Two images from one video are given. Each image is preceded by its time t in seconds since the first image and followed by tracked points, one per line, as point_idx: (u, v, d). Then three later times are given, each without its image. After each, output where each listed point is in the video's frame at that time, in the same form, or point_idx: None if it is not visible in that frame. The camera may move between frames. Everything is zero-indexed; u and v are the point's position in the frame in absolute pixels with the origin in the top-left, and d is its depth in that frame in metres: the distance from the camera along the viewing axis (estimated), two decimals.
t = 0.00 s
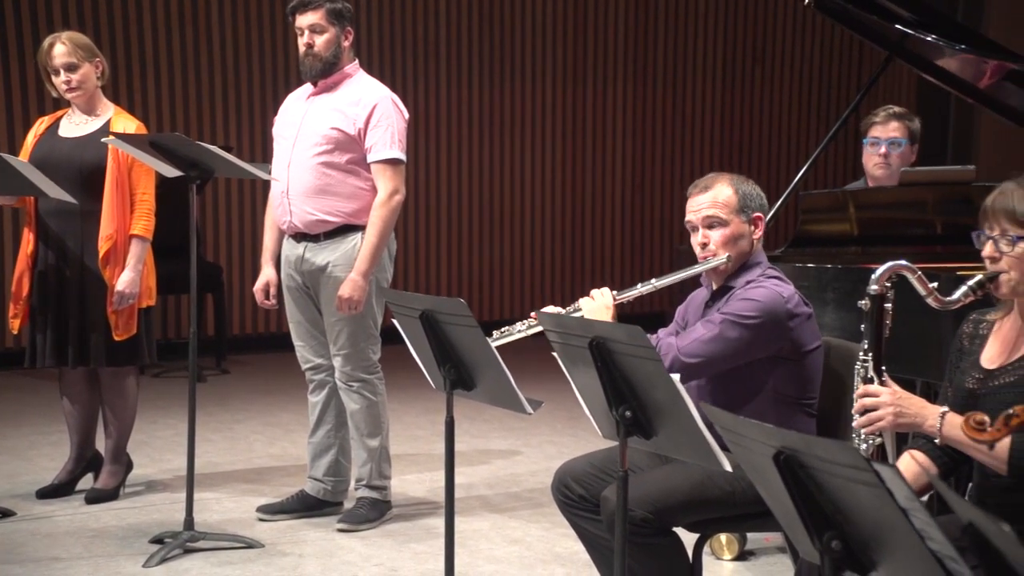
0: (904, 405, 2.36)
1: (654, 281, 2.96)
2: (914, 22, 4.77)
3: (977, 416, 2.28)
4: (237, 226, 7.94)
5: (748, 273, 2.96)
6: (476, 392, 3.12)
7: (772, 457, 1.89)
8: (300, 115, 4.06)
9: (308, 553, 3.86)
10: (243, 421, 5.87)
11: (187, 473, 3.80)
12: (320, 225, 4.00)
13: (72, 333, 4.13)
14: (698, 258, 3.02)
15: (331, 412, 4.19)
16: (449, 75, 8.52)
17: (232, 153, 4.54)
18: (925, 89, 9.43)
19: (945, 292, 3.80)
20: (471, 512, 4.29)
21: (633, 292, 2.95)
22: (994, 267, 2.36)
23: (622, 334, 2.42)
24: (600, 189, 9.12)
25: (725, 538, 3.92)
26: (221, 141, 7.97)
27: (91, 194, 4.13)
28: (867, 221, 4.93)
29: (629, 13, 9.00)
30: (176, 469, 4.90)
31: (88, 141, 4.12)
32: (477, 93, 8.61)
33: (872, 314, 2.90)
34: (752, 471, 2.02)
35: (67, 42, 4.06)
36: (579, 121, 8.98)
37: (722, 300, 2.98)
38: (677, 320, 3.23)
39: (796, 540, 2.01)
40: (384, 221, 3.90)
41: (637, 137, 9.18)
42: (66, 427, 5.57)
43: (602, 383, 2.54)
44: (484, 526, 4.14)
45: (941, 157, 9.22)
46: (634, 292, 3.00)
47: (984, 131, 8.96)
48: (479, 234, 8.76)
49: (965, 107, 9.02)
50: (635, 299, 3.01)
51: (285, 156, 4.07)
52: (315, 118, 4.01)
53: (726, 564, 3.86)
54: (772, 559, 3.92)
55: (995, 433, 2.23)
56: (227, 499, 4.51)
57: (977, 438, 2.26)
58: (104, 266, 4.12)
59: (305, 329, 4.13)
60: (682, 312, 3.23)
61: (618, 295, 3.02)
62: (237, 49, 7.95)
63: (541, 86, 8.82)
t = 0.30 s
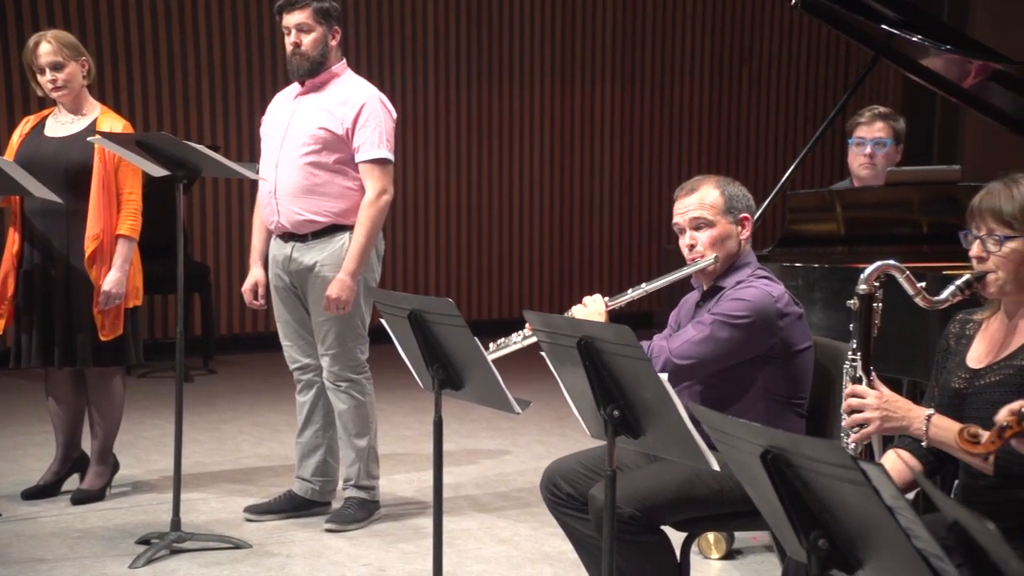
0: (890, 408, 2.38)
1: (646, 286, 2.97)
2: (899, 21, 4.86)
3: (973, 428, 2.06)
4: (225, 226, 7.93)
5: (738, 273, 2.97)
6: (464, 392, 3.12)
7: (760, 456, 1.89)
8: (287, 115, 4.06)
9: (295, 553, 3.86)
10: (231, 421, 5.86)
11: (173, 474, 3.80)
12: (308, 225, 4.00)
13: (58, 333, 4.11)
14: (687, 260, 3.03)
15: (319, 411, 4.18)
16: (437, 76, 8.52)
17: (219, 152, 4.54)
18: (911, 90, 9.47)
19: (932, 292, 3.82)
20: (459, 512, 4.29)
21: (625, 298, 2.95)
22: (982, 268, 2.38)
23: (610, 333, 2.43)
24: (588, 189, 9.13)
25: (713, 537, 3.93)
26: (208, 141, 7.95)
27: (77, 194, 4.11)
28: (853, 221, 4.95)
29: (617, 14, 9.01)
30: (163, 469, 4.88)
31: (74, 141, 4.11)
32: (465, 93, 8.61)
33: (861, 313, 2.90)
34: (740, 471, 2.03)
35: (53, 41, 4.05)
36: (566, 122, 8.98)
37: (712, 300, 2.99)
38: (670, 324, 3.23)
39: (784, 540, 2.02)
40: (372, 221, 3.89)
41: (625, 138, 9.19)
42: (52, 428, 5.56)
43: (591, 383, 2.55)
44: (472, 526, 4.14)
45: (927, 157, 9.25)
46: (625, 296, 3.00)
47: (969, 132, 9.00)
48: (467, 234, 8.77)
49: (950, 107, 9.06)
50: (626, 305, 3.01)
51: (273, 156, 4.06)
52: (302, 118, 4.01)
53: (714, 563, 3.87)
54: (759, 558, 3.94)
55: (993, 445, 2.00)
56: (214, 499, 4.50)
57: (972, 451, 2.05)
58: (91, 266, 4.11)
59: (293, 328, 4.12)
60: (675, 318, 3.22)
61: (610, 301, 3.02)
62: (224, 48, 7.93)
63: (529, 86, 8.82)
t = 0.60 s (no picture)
0: (874, 405, 2.38)
1: (631, 292, 2.99)
2: (883, 23, 4.89)
3: (963, 437, 2.04)
4: (209, 226, 7.91)
5: (725, 274, 2.99)
6: (449, 392, 3.12)
7: (745, 455, 1.90)
8: (272, 115, 4.05)
9: (280, 554, 3.86)
10: (215, 422, 5.85)
11: (158, 474, 3.79)
12: (293, 225, 3.99)
13: (41, 334, 4.10)
14: (670, 264, 3.05)
15: (305, 411, 4.18)
16: (423, 76, 8.52)
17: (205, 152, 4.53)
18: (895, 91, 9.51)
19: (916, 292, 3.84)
20: (445, 512, 4.29)
21: (611, 304, 2.97)
22: (964, 267, 2.38)
23: (595, 333, 2.44)
24: (573, 190, 9.13)
25: (698, 535, 3.94)
26: (194, 141, 7.93)
27: (61, 193, 4.10)
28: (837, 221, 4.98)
29: (603, 14, 9.03)
30: (147, 470, 4.87)
31: (59, 140, 4.10)
32: (449, 93, 8.61)
33: (844, 313, 2.90)
34: (725, 470, 2.04)
35: (36, 40, 4.03)
36: (552, 122, 8.99)
37: (701, 301, 3.01)
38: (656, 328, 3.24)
39: (768, 539, 2.03)
40: (358, 221, 3.89)
41: (611, 138, 9.20)
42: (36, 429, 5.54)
43: (577, 384, 2.55)
44: (458, 526, 4.14)
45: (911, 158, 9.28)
46: (611, 303, 3.02)
47: (953, 132, 9.05)
48: (452, 234, 8.76)
49: (934, 108, 9.10)
50: (612, 312, 3.03)
51: (258, 156, 4.06)
52: (287, 118, 4.00)
53: (699, 562, 3.89)
54: (744, 556, 3.95)
55: (984, 452, 1.98)
56: (199, 500, 4.49)
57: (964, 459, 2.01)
58: (75, 266, 4.10)
59: (279, 328, 4.12)
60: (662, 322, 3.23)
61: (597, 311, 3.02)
62: (210, 48, 7.91)
63: (514, 86, 8.82)
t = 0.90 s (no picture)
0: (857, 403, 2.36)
1: (618, 288, 2.99)
2: (866, 23, 4.89)
3: (953, 412, 1.98)
4: (192, 225, 7.88)
5: (714, 271, 2.99)
6: (435, 391, 3.11)
7: (728, 454, 1.91)
8: (256, 113, 4.04)
9: (265, 554, 3.85)
10: (199, 421, 5.83)
11: (140, 475, 3.77)
12: (276, 224, 3.98)
13: (22, 333, 4.08)
14: (659, 261, 3.05)
15: (289, 411, 4.17)
16: (406, 77, 8.51)
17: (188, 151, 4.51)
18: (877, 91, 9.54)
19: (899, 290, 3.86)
20: (430, 511, 4.29)
21: (599, 300, 2.97)
22: (945, 265, 2.39)
23: (582, 331, 2.44)
24: (557, 189, 9.13)
25: (683, 534, 3.95)
26: (177, 139, 7.89)
27: (43, 192, 4.08)
28: (821, 219, 4.98)
29: (586, 13, 9.03)
30: (130, 470, 4.85)
31: (41, 139, 4.08)
32: (432, 93, 8.60)
33: (827, 312, 2.94)
34: (709, 469, 2.04)
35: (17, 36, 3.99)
36: (537, 120, 8.99)
37: (690, 297, 3.01)
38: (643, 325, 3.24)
39: (751, 536, 2.04)
40: (342, 220, 3.88)
41: (595, 137, 9.20)
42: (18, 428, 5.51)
43: (563, 382, 2.55)
44: (443, 525, 4.14)
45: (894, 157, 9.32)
46: (599, 299, 3.02)
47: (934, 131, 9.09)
48: (436, 233, 8.75)
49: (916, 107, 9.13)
50: (599, 308, 3.03)
51: (241, 155, 4.04)
52: (270, 116, 3.99)
53: (683, 560, 3.90)
54: (729, 554, 3.96)
55: (977, 427, 1.95)
56: (182, 500, 4.47)
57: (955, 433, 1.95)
58: (56, 265, 4.09)
59: (263, 327, 4.10)
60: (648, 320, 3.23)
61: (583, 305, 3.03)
62: (193, 46, 7.88)
63: (498, 85, 8.82)
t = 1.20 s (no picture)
0: (843, 397, 2.39)
1: (608, 284, 3.00)
2: (848, 23, 4.91)
3: (942, 414, 1.92)
4: (176, 224, 7.85)
5: (704, 269, 2.99)
6: (420, 391, 3.11)
7: (713, 452, 1.91)
8: (239, 112, 4.02)
9: (249, 554, 3.84)
10: (183, 422, 5.81)
11: (123, 475, 3.76)
12: (260, 224, 3.97)
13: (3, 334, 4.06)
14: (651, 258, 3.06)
15: (273, 411, 4.16)
16: (392, 75, 8.50)
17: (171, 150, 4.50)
18: (860, 90, 9.58)
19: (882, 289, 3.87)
20: (415, 511, 4.28)
21: (589, 294, 2.97)
22: (928, 265, 2.40)
23: (567, 331, 2.44)
24: (542, 188, 9.14)
25: (667, 533, 3.95)
26: (160, 138, 7.86)
27: (24, 191, 4.06)
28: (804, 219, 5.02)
29: (571, 12, 9.04)
30: (114, 471, 4.83)
31: (22, 137, 4.05)
32: (418, 91, 8.59)
33: (810, 310, 2.93)
34: (693, 468, 2.05)
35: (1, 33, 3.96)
36: (522, 119, 8.99)
37: (679, 294, 3.01)
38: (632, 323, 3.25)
39: (736, 535, 2.04)
40: (326, 219, 3.87)
41: (580, 135, 9.21)
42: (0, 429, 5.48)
43: (548, 381, 2.56)
44: (428, 524, 4.13)
45: (876, 156, 9.36)
46: (589, 294, 3.02)
47: (917, 131, 9.14)
48: (422, 232, 8.75)
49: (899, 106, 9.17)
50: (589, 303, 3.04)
51: (225, 155, 4.03)
52: (254, 116, 3.98)
53: (668, 559, 3.90)
54: (714, 553, 3.97)
55: (966, 431, 1.91)
56: (165, 501, 4.46)
57: (946, 436, 1.90)
58: (39, 264, 4.07)
59: (247, 327, 4.09)
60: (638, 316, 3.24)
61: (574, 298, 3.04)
62: (176, 45, 7.85)
63: (483, 84, 8.82)
